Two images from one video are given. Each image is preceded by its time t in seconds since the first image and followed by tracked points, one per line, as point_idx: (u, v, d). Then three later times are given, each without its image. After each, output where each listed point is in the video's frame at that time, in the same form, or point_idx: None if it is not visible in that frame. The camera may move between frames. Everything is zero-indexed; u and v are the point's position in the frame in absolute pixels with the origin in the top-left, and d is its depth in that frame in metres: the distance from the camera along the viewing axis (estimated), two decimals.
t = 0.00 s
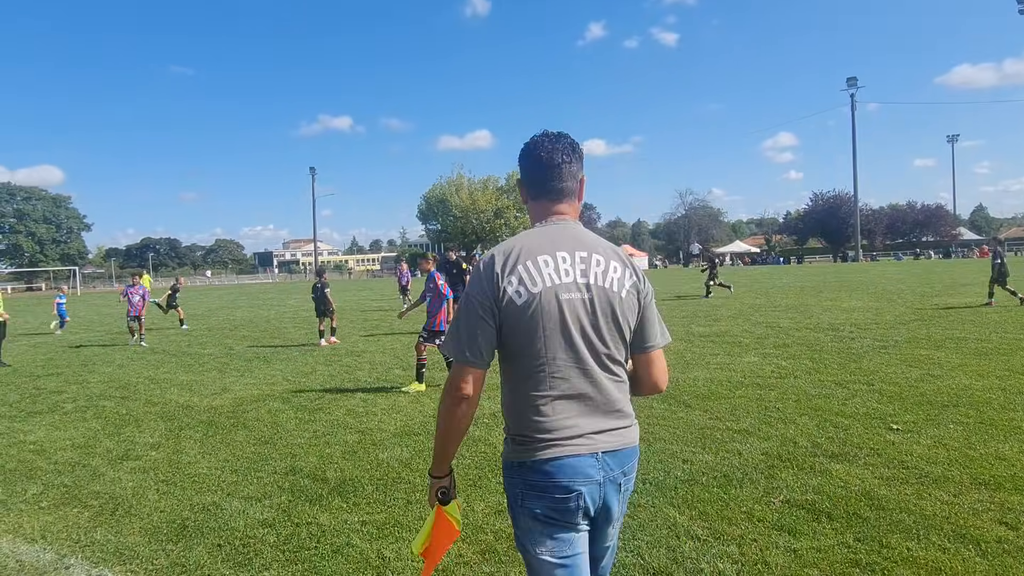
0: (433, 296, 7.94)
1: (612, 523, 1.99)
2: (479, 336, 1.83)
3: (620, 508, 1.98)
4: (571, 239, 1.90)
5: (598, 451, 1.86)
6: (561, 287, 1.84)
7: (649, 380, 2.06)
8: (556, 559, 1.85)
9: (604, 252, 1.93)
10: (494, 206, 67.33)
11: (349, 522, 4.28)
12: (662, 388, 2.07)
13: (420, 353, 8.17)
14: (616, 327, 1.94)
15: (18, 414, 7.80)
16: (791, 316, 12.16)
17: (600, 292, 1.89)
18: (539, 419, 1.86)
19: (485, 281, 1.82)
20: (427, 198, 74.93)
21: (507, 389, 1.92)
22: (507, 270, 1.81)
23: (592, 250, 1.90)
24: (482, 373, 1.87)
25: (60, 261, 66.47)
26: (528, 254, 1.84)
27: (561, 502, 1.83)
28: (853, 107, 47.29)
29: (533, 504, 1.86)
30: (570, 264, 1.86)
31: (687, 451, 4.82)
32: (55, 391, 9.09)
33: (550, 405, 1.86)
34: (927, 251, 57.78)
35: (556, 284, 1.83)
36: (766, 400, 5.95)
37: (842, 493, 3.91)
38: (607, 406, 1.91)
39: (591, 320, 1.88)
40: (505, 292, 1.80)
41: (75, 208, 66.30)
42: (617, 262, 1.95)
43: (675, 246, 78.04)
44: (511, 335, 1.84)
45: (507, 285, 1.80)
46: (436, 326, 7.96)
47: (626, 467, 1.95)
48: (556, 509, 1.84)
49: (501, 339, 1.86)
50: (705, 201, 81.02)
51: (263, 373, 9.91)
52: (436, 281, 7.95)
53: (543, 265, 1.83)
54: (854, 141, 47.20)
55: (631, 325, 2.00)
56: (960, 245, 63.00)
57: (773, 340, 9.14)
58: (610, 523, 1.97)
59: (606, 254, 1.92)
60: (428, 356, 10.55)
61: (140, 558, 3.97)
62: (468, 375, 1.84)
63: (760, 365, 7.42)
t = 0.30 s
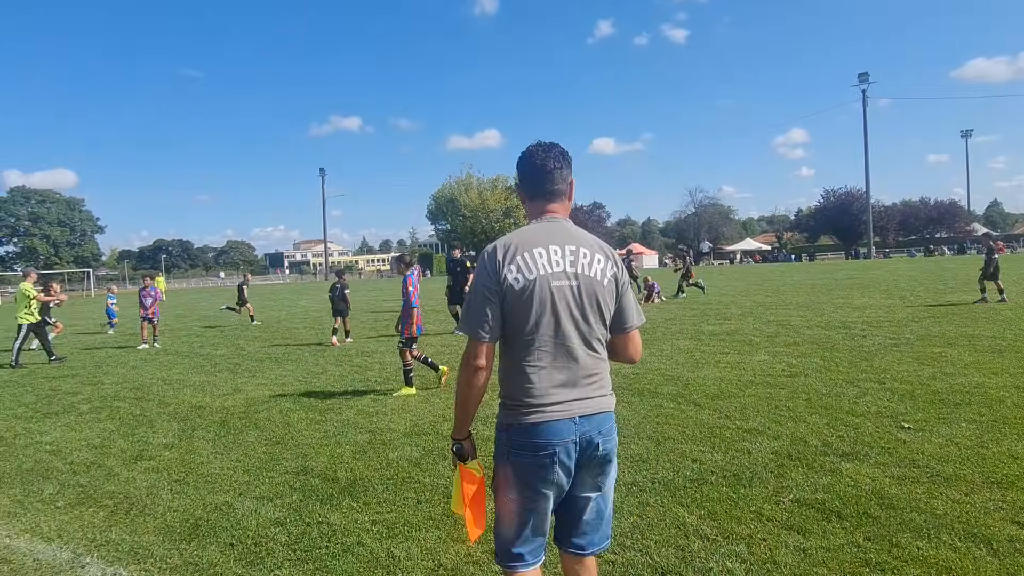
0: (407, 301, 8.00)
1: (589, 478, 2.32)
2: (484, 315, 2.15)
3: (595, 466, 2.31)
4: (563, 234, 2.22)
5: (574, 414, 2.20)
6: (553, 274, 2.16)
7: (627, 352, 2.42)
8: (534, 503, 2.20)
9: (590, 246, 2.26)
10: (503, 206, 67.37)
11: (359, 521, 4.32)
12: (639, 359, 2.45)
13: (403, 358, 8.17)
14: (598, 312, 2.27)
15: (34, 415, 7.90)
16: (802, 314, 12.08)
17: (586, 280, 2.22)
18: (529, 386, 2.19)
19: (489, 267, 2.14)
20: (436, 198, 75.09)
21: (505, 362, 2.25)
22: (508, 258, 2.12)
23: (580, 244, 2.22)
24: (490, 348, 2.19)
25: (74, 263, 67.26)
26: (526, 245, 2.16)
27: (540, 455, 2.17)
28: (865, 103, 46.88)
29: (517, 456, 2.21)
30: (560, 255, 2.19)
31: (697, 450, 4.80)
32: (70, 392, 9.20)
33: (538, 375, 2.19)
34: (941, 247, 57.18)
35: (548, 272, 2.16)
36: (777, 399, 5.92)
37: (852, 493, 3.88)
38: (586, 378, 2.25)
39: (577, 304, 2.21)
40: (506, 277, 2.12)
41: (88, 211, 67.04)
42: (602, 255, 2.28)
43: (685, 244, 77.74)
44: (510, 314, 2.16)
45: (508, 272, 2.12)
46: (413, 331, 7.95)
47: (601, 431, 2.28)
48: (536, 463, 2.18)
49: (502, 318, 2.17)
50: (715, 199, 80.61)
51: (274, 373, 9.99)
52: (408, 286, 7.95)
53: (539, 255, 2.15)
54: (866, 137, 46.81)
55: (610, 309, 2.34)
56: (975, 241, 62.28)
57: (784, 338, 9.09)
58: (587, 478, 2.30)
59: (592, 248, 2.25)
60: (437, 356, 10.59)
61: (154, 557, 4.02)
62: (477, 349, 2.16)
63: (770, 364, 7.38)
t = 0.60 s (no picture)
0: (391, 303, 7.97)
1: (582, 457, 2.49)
2: (489, 310, 2.36)
3: (585, 444, 2.47)
4: (559, 234, 2.42)
5: (567, 396, 2.38)
6: (551, 270, 2.37)
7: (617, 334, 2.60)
8: (523, 471, 2.44)
9: (584, 243, 2.46)
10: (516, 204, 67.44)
11: (376, 518, 4.36)
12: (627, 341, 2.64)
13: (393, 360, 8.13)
14: (593, 303, 2.46)
15: (57, 413, 8.05)
16: (820, 311, 11.97)
17: (581, 275, 2.42)
18: (528, 372, 2.39)
19: (493, 266, 2.36)
20: (450, 196, 75.34)
21: (509, 351, 2.45)
22: (510, 257, 2.33)
23: (575, 242, 2.42)
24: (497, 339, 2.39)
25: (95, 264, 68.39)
26: (526, 244, 2.36)
27: (531, 430, 2.39)
28: (883, 96, 46.24)
29: (514, 432, 2.42)
30: (557, 252, 2.40)
31: (714, 448, 4.79)
32: (92, 391, 9.37)
33: (537, 361, 2.39)
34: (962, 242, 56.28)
35: (547, 268, 2.36)
36: (794, 396, 5.88)
37: (872, 490, 3.85)
38: (582, 363, 2.43)
39: (573, 296, 2.40)
40: (508, 274, 2.33)
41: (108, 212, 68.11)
42: (595, 251, 2.48)
43: (700, 241, 77.28)
44: (512, 307, 2.37)
45: (511, 271, 2.33)
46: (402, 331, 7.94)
47: (592, 413, 2.44)
48: (528, 436, 2.40)
49: (505, 312, 2.38)
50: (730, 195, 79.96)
51: (291, 371, 10.09)
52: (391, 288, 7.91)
53: (538, 253, 2.36)
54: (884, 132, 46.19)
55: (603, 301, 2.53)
56: (996, 236, 61.28)
57: (801, 336, 9.02)
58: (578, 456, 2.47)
59: (586, 246, 2.45)
60: (452, 355, 10.64)
61: (176, 552, 4.09)
62: (484, 340, 2.36)
63: (787, 361, 7.33)
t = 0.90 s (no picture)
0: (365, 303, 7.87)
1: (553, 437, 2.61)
2: (459, 306, 2.55)
3: (554, 429, 2.60)
4: (523, 236, 2.60)
5: (531, 382, 2.54)
6: (515, 269, 2.55)
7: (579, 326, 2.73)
8: (495, 452, 2.61)
9: (548, 243, 2.63)
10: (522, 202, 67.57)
11: (382, 515, 4.36)
12: (586, 330, 2.74)
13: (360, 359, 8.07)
14: (556, 299, 2.62)
15: (66, 410, 8.10)
16: (827, 309, 11.91)
17: (544, 273, 2.58)
18: (495, 361, 2.58)
19: (463, 266, 2.56)
20: (456, 195, 75.40)
21: (480, 344, 2.64)
22: (476, 258, 2.53)
23: (539, 243, 2.59)
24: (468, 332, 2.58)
25: (104, 262, 68.90)
26: (492, 246, 2.56)
27: (499, 411, 2.56)
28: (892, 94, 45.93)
29: (484, 415, 2.60)
30: (522, 252, 2.57)
31: (720, 446, 4.77)
32: (101, 388, 9.43)
33: (503, 352, 2.57)
34: (971, 241, 55.88)
35: (511, 267, 2.55)
36: (801, 395, 5.85)
37: (880, 490, 3.82)
38: (547, 353, 2.59)
39: (537, 293, 2.57)
40: (475, 273, 2.53)
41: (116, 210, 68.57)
42: (559, 251, 2.64)
43: (706, 239, 77.08)
44: (480, 304, 2.56)
45: (478, 271, 2.52)
46: (371, 331, 7.90)
47: (557, 396, 2.59)
48: (496, 418, 2.57)
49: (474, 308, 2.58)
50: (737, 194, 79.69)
51: (298, 369, 10.12)
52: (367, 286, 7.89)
53: (502, 254, 2.55)
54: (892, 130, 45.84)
55: (567, 295, 2.68)
56: (1006, 235, 60.83)
57: (809, 334, 8.97)
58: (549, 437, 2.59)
59: (550, 246, 2.62)
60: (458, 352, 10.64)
61: (183, 548, 4.11)
62: (454, 333, 2.56)
63: (794, 360, 7.29)
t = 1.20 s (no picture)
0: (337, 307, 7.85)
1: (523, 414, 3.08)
2: (435, 297, 2.95)
3: (522, 403, 3.04)
4: (491, 234, 3.00)
5: (501, 364, 2.96)
6: (483, 263, 2.95)
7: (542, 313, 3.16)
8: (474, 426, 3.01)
9: (513, 240, 3.02)
10: (523, 203, 67.52)
11: (382, 517, 4.36)
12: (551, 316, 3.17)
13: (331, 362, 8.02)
14: (523, 289, 3.01)
15: (68, 411, 8.10)
16: (828, 310, 11.90)
17: (509, 266, 2.98)
18: (469, 345, 2.98)
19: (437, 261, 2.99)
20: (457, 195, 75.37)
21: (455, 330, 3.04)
22: (448, 254, 2.94)
23: (505, 240, 2.99)
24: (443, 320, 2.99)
25: (105, 263, 68.96)
26: (462, 243, 2.96)
27: (476, 392, 2.96)
28: (893, 94, 45.82)
29: (463, 395, 3.00)
30: (489, 249, 2.97)
31: (721, 448, 4.76)
32: (102, 389, 9.43)
33: (476, 336, 2.97)
34: (972, 241, 55.78)
35: (480, 261, 2.95)
36: (802, 396, 5.83)
37: (882, 492, 3.81)
38: (515, 337, 2.99)
39: (504, 285, 2.96)
40: (447, 267, 2.94)
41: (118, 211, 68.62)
42: (524, 246, 3.02)
43: (707, 240, 77.02)
44: (453, 294, 2.98)
45: (450, 266, 2.93)
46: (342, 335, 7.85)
47: (525, 379, 3.01)
48: (474, 398, 2.97)
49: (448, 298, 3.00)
50: (739, 194, 79.60)
51: (299, 370, 10.12)
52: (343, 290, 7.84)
53: (471, 249, 2.95)
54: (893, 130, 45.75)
55: (532, 287, 3.08)
56: (1008, 234, 60.81)
57: (810, 335, 8.95)
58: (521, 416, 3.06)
59: (515, 242, 3.00)
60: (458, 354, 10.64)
61: (183, 549, 4.11)
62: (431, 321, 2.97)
63: (796, 361, 7.28)
